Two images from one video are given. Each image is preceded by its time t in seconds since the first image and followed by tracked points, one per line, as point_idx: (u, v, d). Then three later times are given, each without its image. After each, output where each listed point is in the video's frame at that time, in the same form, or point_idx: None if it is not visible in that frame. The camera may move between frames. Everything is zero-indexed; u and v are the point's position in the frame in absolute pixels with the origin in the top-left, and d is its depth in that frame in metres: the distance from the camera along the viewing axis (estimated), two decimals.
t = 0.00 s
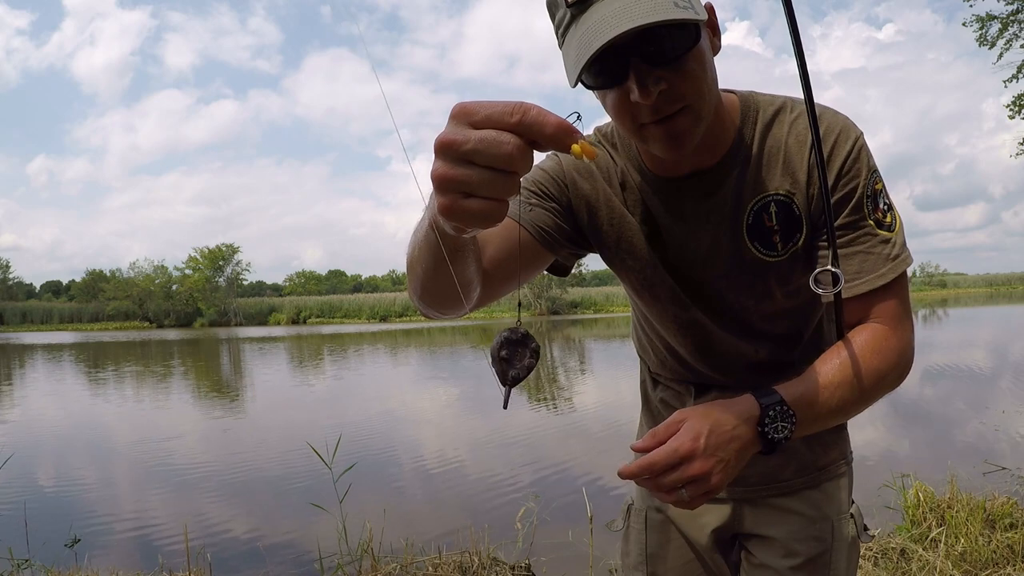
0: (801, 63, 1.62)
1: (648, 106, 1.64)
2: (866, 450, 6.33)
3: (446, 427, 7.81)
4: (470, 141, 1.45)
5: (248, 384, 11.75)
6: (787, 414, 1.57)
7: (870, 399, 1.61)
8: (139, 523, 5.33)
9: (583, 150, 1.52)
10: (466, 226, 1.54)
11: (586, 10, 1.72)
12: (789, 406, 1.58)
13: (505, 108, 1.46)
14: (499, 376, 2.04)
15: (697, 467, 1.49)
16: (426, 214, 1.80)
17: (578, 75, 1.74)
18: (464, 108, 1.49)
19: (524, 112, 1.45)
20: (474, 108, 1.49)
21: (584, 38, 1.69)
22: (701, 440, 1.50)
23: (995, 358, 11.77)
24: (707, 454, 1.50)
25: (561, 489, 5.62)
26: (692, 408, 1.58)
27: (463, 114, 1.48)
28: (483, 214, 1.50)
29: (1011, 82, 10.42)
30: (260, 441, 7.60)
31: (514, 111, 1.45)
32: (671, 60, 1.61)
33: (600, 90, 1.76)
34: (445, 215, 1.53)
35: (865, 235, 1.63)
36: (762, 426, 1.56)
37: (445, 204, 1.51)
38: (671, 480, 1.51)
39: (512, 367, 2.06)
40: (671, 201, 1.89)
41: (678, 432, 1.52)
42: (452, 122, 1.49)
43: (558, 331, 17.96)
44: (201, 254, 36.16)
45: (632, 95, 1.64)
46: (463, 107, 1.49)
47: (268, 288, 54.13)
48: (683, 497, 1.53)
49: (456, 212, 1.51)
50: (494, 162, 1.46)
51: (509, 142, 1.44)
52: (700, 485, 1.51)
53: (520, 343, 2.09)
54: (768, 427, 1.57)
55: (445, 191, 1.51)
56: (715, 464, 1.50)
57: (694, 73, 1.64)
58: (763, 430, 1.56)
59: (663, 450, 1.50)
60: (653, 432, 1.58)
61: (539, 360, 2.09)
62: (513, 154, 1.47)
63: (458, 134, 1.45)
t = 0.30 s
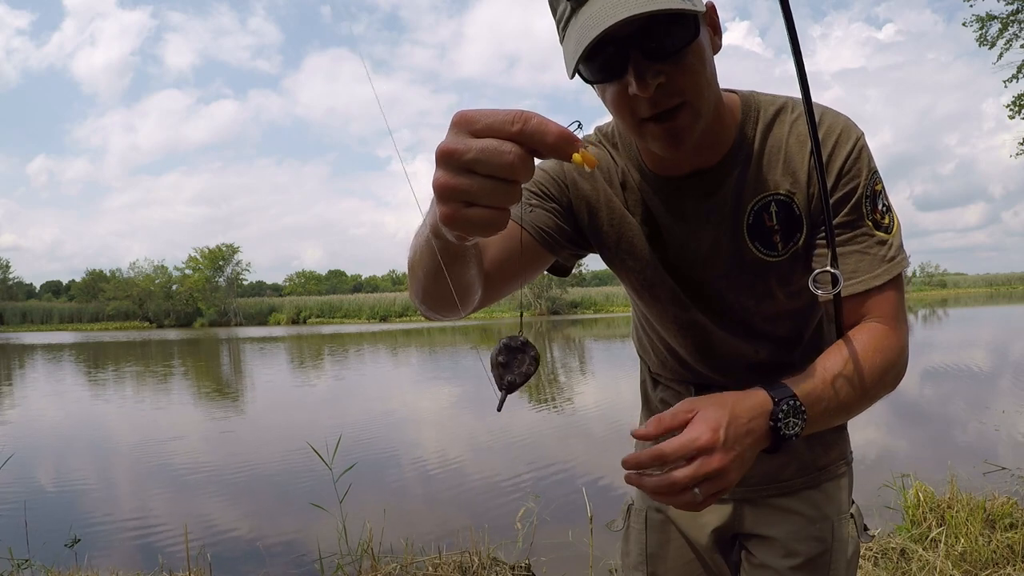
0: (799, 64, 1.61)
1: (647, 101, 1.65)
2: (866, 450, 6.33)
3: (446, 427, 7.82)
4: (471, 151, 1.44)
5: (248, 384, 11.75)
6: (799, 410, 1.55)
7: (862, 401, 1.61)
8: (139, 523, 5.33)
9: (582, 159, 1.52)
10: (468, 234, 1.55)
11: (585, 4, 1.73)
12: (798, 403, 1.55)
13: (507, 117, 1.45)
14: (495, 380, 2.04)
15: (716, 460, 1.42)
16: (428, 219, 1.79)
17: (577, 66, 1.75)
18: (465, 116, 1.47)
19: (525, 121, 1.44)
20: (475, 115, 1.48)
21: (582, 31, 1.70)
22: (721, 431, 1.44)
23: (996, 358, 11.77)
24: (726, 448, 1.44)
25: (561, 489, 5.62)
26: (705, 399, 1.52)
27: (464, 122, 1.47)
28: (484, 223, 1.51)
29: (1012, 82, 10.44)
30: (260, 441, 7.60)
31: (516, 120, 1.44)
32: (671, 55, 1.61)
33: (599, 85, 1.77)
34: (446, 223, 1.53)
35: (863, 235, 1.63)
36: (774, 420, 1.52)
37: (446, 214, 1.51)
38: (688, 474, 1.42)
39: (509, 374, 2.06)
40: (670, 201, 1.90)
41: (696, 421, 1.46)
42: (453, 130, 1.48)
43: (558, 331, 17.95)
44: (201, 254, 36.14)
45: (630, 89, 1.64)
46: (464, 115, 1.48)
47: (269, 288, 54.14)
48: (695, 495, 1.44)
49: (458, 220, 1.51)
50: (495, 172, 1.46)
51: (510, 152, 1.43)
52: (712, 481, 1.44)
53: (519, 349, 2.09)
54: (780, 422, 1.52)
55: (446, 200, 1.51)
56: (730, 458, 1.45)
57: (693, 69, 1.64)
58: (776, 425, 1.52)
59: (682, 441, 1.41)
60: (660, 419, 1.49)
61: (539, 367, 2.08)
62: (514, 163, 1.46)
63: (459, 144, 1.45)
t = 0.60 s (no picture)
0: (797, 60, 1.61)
1: (647, 101, 1.66)
2: (867, 450, 6.33)
3: (446, 427, 7.82)
4: (474, 162, 1.45)
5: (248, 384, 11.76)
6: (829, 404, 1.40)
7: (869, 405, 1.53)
8: (139, 523, 5.34)
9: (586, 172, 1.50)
10: (472, 244, 1.56)
11: (586, 4, 1.74)
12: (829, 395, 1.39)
13: (510, 128, 1.45)
14: (480, 393, 2.06)
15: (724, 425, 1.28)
16: (431, 223, 1.81)
17: (577, 66, 1.77)
18: (468, 126, 1.47)
19: (529, 132, 1.43)
20: (479, 125, 1.47)
21: (583, 30, 1.71)
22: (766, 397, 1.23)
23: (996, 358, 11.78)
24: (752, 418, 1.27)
25: (561, 489, 5.62)
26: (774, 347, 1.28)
27: (467, 132, 1.47)
28: (487, 233, 1.52)
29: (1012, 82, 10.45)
30: (260, 441, 7.61)
31: (520, 130, 1.44)
32: (671, 54, 1.62)
33: (601, 84, 1.78)
34: (451, 234, 1.55)
35: (860, 232, 1.63)
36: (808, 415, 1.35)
37: (450, 224, 1.53)
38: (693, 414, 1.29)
39: (495, 387, 2.08)
40: (671, 201, 1.90)
41: (749, 370, 1.23)
42: (457, 141, 1.48)
43: (559, 331, 17.98)
44: (201, 254, 36.16)
45: (631, 88, 1.65)
46: (467, 125, 1.47)
47: (269, 288, 54.15)
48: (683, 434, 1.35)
49: (462, 230, 1.53)
50: (497, 184, 1.47)
51: (513, 164, 1.43)
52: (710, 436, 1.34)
53: (508, 362, 2.10)
54: (810, 420, 1.36)
55: (450, 211, 1.52)
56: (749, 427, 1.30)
57: (695, 69, 1.65)
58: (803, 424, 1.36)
59: (722, 387, 1.21)
60: (726, 327, 1.23)
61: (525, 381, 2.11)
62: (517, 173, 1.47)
63: (462, 155, 1.45)
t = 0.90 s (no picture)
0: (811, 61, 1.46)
1: (648, 100, 1.66)
2: (867, 450, 6.33)
3: (446, 427, 7.82)
4: (486, 174, 1.45)
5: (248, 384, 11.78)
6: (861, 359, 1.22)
7: (888, 386, 1.39)
8: (139, 523, 5.34)
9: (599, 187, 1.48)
10: (481, 255, 1.57)
11: (585, 4, 1.74)
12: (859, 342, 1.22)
13: (523, 140, 1.45)
14: (516, 403, 2.07)
15: (758, 342, 1.08)
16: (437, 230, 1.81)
17: (578, 65, 1.78)
18: (480, 136, 1.47)
19: (542, 145, 1.44)
20: (490, 136, 1.47)
21: (582, 30, 1.72)
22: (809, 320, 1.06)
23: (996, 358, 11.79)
24: (790, 342, 1.08)
25: (561, 489, 5.61)
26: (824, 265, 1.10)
27: (479, 143, 1.47)
28: (497, 244, 1.53)
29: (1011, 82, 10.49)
30: (261, 441, 7.62)
31: (533, 142, 1.44)
32: (670, 54, 1.62)
33: (601, 84, 1.79)
34: (461, 244, 1.55)
35: (864, 219, 1.61)
36: (840, 365, 1.17)
37: (461, 235, 1.53)
38: (724, 326, 1.06)
39: (529, 394, 2.08)
40: (673, 201, 1.91)
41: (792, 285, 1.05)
42: (468, 151, 1.48)
43: (559, 331, 18.00)
44: (201, 254, 36.18)
45: (631, 88, 1.66)
46: (479, 135, 1.47)
47: (269, 288, 54.16)
48: (707, 349, 1.12)
49: (472, 241, 1.53)
50: (509, 195, 1.47)
51: (526, 176, 1.44)
52: (735, 359, 1.12)
53: (538, 368, 2.11)
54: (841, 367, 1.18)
55: (460, 223, 1.52)
56: (785, 354, 1.10)
57: (695, 69, 1.65)
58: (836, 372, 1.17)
59: (764, 292, 1.02)
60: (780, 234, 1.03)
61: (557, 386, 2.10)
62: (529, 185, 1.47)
63: (474, 167, 1.45)
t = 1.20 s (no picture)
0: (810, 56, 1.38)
1: (648, 98, 1.67)
2: (866, 450, 6.34)
3: (446, 427, 7.83)
4: (506, 184, 1.44)
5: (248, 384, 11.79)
6: (845, 290, 1.19)
7: (889, 351, 1.34)
8: (139, 523, 5.34)
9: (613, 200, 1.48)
10: (495, 262, 1.58)
11: (585, 4, 1.75)
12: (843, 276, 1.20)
13: (542, 150, 1.45)
14: (506, 404, 2.05)
15: (750, 262, 1.05)
16: (448, 233, 1.83)
17: (578, 66, 1.78)
18: (498, 145, 1.46)
19: (562, 157, 1.43)
20: (509, 144, 1.46)
21: (582, 30, 1.72)
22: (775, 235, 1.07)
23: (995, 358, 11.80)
24: (772, 256, 1.07)
25: (561, 489, 5.61)
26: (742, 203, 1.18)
27: (496, 152, 1.46)
28: (511, 252, 1.54)
29: (1011, 81, 10.50)
30: (261, 441, 7.62)
31: (553, 153, 1.44)
32: (670, 52, 1.62)
33: (601, 83, 1.79)
34: (476, 252, 1.56)
35: (865, 203, 1.58)
36: (817, 284, 1.16)
37: (477, 243, 1.54)
38: (709, 261, 1.04)
39: (521, 398, 2.06)
40: (674, 201, 1.92)
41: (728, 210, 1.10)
42: (485, 159, 1.47)
43: (559, 331, 18.02)
44: (201, 254, 36.19)
45: (631, 87, 1.66)
46: (496, 144, 1.46)
47: (269, 288, 54.17)
48: (708, 300, 1.08)
49: (488, 250, 1.55)
50: (528, 206, 1.47)
51: (546, 188, 1.44)
52: (739, 299, 1.08)
53: (533, 374, 2.09)
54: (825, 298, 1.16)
55: (477, 230, 1.53)
56: (774, 272, 1.08)
57: (695, 69, 1.65)
58: (818, 292, 1.15)
59: (720, 215, 1.05)
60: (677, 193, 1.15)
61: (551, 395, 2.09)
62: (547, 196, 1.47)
63: (493, 175, 1.44)
